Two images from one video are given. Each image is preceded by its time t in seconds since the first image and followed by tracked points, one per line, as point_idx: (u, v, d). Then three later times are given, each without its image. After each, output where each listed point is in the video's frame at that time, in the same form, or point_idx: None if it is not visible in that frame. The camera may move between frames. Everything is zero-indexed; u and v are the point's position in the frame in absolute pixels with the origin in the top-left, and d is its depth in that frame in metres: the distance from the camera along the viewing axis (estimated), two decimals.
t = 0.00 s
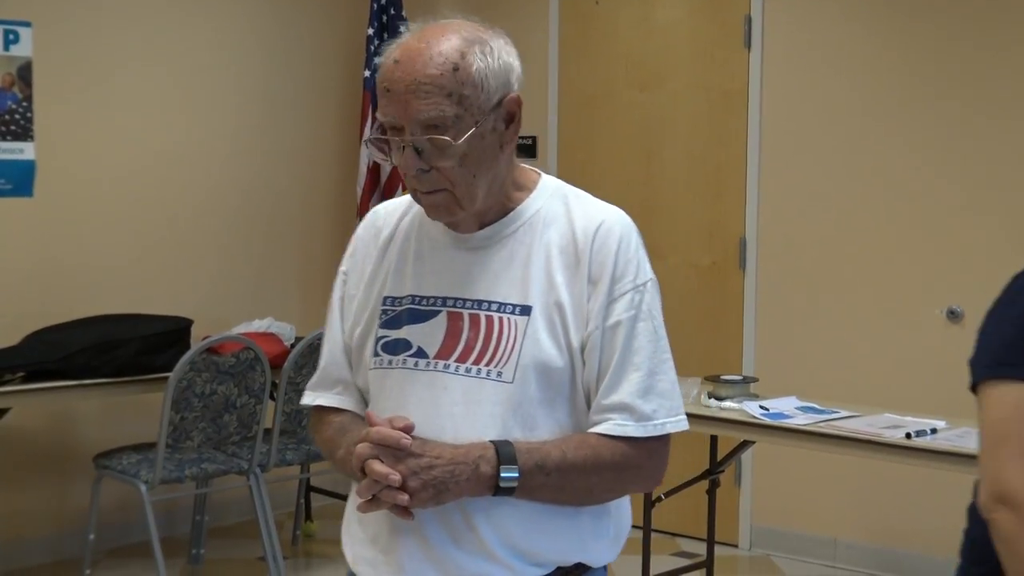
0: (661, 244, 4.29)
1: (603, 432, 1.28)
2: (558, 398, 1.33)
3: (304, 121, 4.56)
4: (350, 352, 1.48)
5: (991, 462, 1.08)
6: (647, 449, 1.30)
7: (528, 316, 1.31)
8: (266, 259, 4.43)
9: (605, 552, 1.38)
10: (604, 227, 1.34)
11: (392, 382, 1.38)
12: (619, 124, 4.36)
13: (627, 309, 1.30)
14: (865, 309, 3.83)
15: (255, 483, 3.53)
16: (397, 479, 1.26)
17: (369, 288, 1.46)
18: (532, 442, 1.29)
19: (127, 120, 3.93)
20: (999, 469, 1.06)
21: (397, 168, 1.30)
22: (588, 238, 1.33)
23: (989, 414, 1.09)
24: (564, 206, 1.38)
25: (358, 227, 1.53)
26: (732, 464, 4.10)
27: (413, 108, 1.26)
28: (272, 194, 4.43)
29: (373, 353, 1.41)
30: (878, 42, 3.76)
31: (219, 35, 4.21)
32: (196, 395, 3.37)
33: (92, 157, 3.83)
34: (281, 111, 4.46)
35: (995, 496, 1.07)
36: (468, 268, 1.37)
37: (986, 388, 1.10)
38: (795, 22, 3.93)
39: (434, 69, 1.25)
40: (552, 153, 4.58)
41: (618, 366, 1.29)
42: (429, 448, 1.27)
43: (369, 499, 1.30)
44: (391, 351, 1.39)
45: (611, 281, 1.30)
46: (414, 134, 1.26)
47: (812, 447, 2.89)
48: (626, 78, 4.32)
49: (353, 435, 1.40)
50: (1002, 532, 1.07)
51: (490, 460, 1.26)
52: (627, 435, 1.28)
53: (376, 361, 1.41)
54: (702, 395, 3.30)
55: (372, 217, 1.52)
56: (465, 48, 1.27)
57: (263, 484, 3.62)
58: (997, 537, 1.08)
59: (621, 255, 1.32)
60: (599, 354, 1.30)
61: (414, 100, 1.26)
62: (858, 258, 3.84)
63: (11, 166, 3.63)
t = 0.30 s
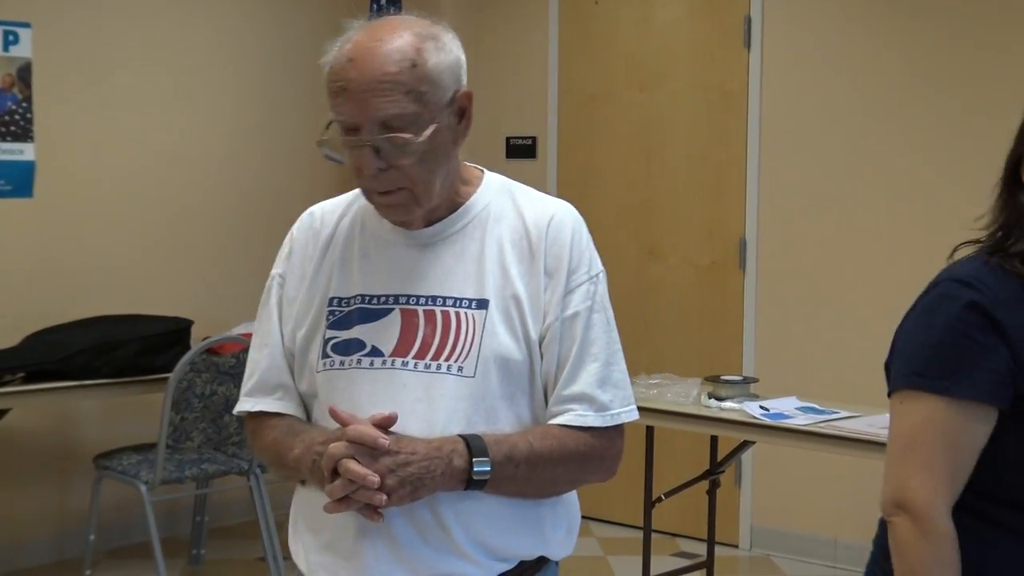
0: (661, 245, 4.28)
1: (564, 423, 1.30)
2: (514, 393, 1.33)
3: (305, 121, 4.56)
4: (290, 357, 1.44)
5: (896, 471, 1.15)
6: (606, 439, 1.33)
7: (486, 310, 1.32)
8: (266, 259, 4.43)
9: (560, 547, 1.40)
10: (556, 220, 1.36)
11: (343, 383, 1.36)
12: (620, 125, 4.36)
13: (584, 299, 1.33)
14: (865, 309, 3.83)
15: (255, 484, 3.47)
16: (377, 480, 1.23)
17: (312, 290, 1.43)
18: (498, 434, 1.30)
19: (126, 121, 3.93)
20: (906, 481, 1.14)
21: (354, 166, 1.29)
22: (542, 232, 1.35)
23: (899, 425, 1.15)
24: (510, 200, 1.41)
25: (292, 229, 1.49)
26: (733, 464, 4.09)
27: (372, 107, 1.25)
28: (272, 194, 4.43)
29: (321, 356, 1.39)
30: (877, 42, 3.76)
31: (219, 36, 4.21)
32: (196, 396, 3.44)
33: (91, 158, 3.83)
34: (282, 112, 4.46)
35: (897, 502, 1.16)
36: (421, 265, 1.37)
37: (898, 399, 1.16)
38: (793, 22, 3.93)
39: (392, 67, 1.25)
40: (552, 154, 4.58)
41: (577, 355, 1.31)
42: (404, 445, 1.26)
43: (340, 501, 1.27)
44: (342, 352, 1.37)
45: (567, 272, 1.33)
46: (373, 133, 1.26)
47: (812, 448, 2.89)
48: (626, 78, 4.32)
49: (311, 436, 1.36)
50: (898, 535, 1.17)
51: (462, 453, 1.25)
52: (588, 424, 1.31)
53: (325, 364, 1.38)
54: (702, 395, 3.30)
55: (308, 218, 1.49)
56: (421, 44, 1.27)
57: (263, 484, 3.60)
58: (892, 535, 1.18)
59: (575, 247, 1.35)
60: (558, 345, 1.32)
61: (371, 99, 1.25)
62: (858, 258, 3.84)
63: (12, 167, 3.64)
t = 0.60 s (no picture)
0: (665, 245, 4.28)
1: (539, 422, 1.28)
2: (492, 393, 1.32)
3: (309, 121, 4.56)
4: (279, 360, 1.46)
5: (910, 478, 1.14)
6: (585, 437, 1.30)
7: (459, 310, 1.31)
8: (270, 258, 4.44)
9: (545, 548, 1.38)
10: (531, 215, 1.34)
11: (323, 385, 1.36)
12: (624, 125, 4.35)
13: (558, 296, 1.30)
14: (868, 310, 3.81)
15: (258, 482, 3.51)
16: (334, 471, 1.23)
17: (296, 293, 1.44)
18: (468, 432, 1.28)
19: (130, 121, 3.94)
20: (922, 487, 1.13)
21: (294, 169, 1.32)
22: (515, 229, 1.34)
23: (909, 433, 1.14)
24: (489, 198, 1.39)
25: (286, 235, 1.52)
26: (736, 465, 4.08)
27: (293, 115, 1.27)
28: (276, 193, 4.44)
29: (303, 359, 1.39)
30: (882, 42, 3.75)
31: (223, 35, 4.22)
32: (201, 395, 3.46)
33: (95, 157, 3.84)
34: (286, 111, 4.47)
35: (913, 510, 1.14)
36: (395, 264, 1.36)
37: (904, 406, 1.15)
38: (796, 22, 3.92)
39: (311, 76, 1.25)
40: (556, 154, 4.57)
41: (550, 353, 1.29)
42: (366, 439, 1.25)
43: (302, 495, 1.27)
44: (321, 353, 1.37)
45: (539, 268, 1.31)
46: (297, 140, 1.27)
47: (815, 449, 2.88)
48: (630, 78, 4.31)
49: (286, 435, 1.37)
50: (915, 541, 1.16)
51: (427, 448, 1.24)
52: (563, 423, 1.28)
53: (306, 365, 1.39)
54: (705, 396, 3.29)
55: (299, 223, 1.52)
56: (344, 54, 1.25)
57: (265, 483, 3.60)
58: (908, 541, 1.17)
59: (550, 242, 1.32)
60: (532, 343, 1.30)
61: (293, 107, 1.26)
62: (861, 259, 3.82)
63: (16, 166, 3.65)
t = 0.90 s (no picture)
0: (667, 248, 4.28)
1: (547, 427, 1.28)
2: (501, 397, 1.32)
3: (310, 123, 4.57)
4: (286, 363, 1.46)
5: (934, 474, 1.18)
6: (593, 442, 1.30)
7: (468, 314, 1.31)
8: (272, 260, 4.44)
9: (554, 553, 1.39)
10: (542, 219, 1.35)
11: (332, 388, 1.37)
12: (625, 128, 4.35)
13: (569, 300, 1.30)
14: (870, 312, 3.82)
15: (261, 486, 3.50)
16: (344, 484, 1.24)
17: (304, 296, 1.44)
18: (478, 438, 1.29)
19: (132, 123, 3.95)
20: (945, 482, 1.17)
21: (345, 163, 1.29)
22: (525, 233, 1.34)
23: (929, 430, 1.18)
24: (500, 203, 1.39)
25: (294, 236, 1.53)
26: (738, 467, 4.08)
27: (365, 102, 1.25)
28: (278, 196, 4.44)
29: (310, 362, 1.40)
30: (883, 45, 3.75)
31: (225, 37, 4.23)
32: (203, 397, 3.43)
33: (97, 159, 3.85)
34: (288, 114, 4.47)
35: (940, 505, 1.18)
36: (404, 268, 1.37)
37: (919, 407, 1.19)
38: (798, 25, 3.92)
39: (384, 64, 1.25)
40: (558, 157, 4.58)
41: (559, 358, 1.29)
42: (375, 449, 1.26)
43: (313, 506, 1.28)
44: (329, 357, 1.37)
45: (550, 272, 1.31)
46: (366, 130, 1.26)
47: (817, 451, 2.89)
48: (632, 80, 4.31)
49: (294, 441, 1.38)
50: (947, 537, 1.18)
51: (437, 456, 1.25)
52: (571, 428, 1.28)
53: (314, 369, 1.39)
54: (707, 398, 3.29)
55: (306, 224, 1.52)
56: (411, 43, 1.27)
57: (267, 485, 3.60)
58: (941, 539, 1.20)
59: (561, 246, 1.32)
60: (542, 347, 1.30)
61: (364, 95, 1.25)
62: (863, 261, 3.83)
63: (17, 168, 3.66)
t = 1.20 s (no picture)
0: (671, 251, 4.28)
1: (585, 432, 1.31)
2: (536, 402, 1.34)
3: (313, 126, 4.57)
4: (304, 367, 1.44)
5: (939, 469, 1.23)
6: (626, 447, 1.34)
7: (506, 319, 1.33)
8: (275, 263, 4.45)
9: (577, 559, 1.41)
10: (576, 226, 1.38)
11: (364, 392, 1.36)
12: (629, 131, 4.36)
13: (606, 307, 1.34)
14: (874, 316, 3.81)
15: (263, 487, 3.51)
16: (401, 494, 1.24)
17: (329, 299, 1.43)
18: (519, 444, 1.30)
19: (137, 125, 3.95)
20: (945, 477, 1.22)
21: (394, 163, 1.29)
22: (560, 239, 1.37)
23: (936, 427, 1.23)
24: (528, 208, 1.42)
25: (307, 238, 1.50)
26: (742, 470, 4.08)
27: (420, 103, 1.26)
28: (281, 198, 4.45)
29: (338, 366, 1.38)
30: (888, 48, 3.75)
31: (229, 40, 4.23)
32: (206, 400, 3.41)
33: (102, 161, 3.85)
34: (291, 116, 4.48)
35: (940, 499, 1.23)
36: (440, 272, 1.37)
37: (927, 404, 1.24)
38: (802, 28, 3.92)
39: (439, 65, 1.27)
40: (561, 159, 4.58)
41: (597, 363, 1.32)
42: (426, 456, 1.27)
43: (363, 514, 1.28)
44: (360, 361, 1.37)
45: (587, 279, 1.34)
46: (420, 131, 1.27)
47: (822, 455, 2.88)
48: (637, 83, 4.32)
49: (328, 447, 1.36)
50: (945, 529, 1.24)
51: (484, 463, 1.26)
52: (609, 433, 1.31)
53: (343, 374, 1.38)
54: (711, 402, 3.29)
55: (322, 227, 1.49)
56: (462, 46, 1.29)
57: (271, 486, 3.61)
58: (941, 529, 1.25)
59: (596, 254, 1.36)
60: (579, 352, 1.33)
61: (420, 96, 1.26)
62: (868, 265, 3.82)
63: (21, 170, 3.65)
